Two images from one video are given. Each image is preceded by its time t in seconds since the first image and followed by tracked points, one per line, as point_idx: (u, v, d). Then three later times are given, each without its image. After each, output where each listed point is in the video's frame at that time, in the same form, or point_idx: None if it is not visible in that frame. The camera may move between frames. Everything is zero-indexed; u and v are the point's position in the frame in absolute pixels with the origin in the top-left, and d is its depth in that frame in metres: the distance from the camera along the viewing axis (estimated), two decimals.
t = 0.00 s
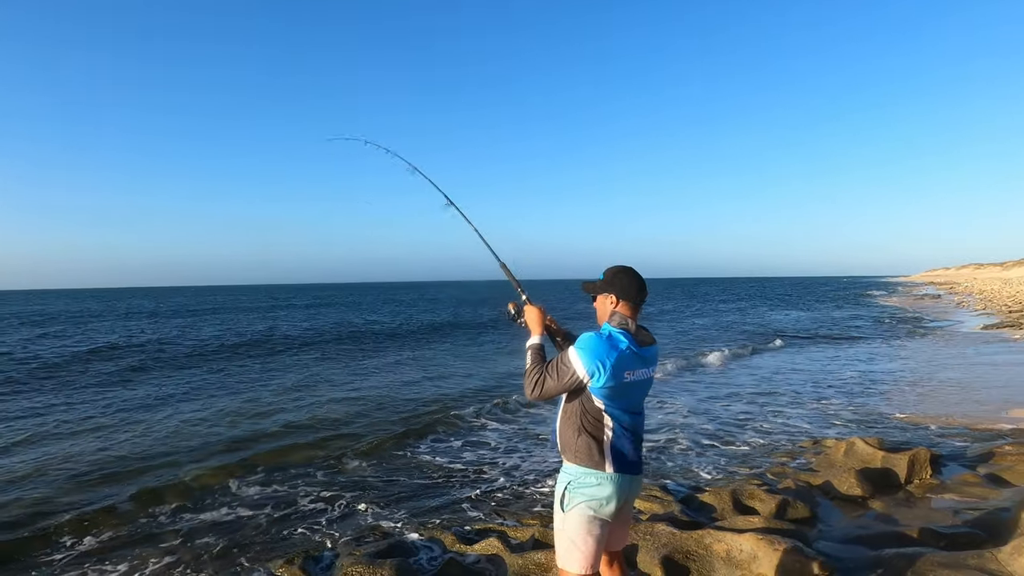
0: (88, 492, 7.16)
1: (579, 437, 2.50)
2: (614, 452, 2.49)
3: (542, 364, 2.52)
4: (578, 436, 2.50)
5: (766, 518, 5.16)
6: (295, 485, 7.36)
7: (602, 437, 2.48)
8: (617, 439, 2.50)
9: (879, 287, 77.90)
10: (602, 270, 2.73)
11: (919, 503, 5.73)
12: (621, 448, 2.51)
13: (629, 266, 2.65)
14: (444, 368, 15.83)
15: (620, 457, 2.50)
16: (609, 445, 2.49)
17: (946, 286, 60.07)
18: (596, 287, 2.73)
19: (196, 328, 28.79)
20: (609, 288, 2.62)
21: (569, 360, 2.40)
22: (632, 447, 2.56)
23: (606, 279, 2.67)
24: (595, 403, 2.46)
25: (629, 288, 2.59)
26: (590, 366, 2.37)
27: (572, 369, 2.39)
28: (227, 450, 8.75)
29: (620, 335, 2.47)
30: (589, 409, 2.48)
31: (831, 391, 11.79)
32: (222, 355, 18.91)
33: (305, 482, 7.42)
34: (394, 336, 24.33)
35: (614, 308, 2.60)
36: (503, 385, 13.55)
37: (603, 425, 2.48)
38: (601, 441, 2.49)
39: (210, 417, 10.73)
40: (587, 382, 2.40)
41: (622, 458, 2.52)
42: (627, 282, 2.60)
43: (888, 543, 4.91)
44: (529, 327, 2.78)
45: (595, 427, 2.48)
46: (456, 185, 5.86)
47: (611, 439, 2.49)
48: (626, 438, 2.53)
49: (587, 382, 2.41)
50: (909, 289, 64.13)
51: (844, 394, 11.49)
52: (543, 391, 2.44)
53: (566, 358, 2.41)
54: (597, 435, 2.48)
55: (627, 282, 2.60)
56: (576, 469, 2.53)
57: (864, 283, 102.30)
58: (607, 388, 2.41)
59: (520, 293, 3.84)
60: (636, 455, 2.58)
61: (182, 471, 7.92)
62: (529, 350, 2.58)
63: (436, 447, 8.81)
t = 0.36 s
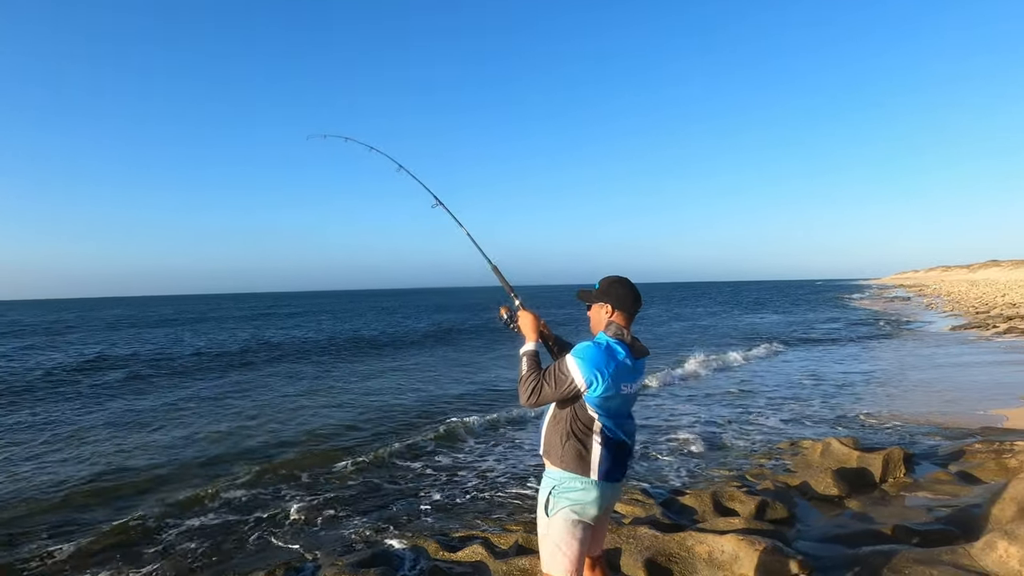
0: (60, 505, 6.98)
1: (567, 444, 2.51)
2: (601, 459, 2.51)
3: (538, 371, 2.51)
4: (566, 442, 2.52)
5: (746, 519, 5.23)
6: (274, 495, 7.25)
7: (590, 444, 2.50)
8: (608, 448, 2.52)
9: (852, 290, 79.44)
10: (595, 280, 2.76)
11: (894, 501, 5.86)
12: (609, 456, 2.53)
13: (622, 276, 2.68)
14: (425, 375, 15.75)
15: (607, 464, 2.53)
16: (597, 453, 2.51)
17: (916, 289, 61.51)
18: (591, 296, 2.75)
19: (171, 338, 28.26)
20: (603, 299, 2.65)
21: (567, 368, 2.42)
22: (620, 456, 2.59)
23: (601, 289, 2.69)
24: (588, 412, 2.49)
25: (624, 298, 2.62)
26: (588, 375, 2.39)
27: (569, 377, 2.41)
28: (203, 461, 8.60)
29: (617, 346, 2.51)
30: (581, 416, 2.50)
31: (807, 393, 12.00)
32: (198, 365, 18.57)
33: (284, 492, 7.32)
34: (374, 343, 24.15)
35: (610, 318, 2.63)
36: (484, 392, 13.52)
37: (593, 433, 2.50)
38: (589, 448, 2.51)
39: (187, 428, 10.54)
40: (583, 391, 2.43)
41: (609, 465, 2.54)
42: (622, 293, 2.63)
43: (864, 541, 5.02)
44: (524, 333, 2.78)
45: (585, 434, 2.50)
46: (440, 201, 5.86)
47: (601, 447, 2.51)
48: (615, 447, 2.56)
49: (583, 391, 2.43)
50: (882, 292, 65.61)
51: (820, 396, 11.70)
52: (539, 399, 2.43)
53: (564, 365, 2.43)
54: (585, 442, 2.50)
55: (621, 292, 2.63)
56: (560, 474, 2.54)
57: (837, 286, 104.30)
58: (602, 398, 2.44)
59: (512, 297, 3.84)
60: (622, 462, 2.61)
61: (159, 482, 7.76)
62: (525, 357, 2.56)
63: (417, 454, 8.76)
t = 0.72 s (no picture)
0: (47, 505, 6.90)
1: (556, 439, 2.52)
2: (590, 454, 2.52)
3: (525, 366, 2.50)
4: (555, 438, 2.52)
5: (735, 514, 5.27)
6: (263, 493, 7.21)
7: (579, 439, 2.51)
8: (596, 443, 2.53)
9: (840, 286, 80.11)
10: (582, 276, 2.76)
11: (880, 495, 5.92)
12: (597, 451, 2.54)
13: (608, 273, 2.69)
14: (415, 373, 15.70)
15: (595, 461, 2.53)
16: (586, 448, 2.52)
17: (903, 285, 62.23)
18: (578, 293, 2.75)
19: (160, 337, 28.03)
20: (589, 294, 2.66)
21: (553, 363, 2.43)
22: (608, 451, 2.60)
23: (587, 285, 2.69)
24: (576, 407, 2.49)
25: (610, 295, 2.63)
26: (574, 370, 2.40)
27: (556, 372, 2.42)
28: (192, 460, 8.53)
29: (604, 342, 2.51)
30: (568, 412, 2.50)
31: (795, 388, 12.08)
32: (186, 364, 18.41)
33: (273, 491, 7.28)
34: (364, 342, 24.07)
35: (596, 315, 2.64)
36: (475, 389, 13.51)
37: (582, 429, 2.50)
38: (578, 443, 2.51)
39: (175, 427, 10.46)
40: (570, 386, 2.43)
41: (598, 461, 2.55)
42: (608, 289, 2.64)
43: (852, 534, 5.06)
44: (512, 328, 2.78)
45: (573, 429, 2.51)
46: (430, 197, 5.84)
47: (589, 443, 2.52)
48: (604, 442, 2.57)
49: (570, 386, 2.43)
50: (870, 288, 66.23)
51: (808, 391, 11.78)
52: (526, 393, 2.43)
53: (550, 361, 2.43)
54: (573, 437, 2.51)
55: (607, 289, 2.64)
56: (549, 470, 2.54)
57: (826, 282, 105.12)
58: (589, 394, 2.44)
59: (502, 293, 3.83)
60: (611, 459, 2.62)
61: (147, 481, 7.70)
62: (512, 351, 2.55)
63: (408, 451, 8.74)
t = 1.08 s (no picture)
0: (57, 498, 6.97)
1: (563, 435, 2.50)
2: (596, 450, 2.51)
3: (529, 363, 2.49)
4: (561, 434, 2.51)
5: (741, 512, 5.24)
6: (271, 487, 7.26)
7: (585, 436, 2.50)
8: (602, 439, 2.52)
9: (850, 284, 79.49)
10: (586, 272, 2.75)
11: (889, 494, 5.88)
12: (603, 449, 2.53)
13: (612, 268, 2.67)
14: (422, 369, 15.74)
15: (602, 457, 2.52)
16: (592, 444, 2.51)
17: (915, 282, 61.59)
18: (581, 289, 2.74)
19: (169, 332, 28.23)
20: (592, 290, 2.64)
21: (557, 359, 2.42)
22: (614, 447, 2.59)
23: (591, 281, 2.68)
24: (581, 403, 2.48)
25: (613, 290, 2.62)
26: (578, 366, 2.39)
27: (560, 368, 2.41)
28: (201, 454, 8.59)
29: (608, 337, 2.50)
30: (574, 408, 2.49)
31: (804, 387, 12.00)
32: (195, 359, 18.55)
33: (280, 484, 7.32)
34: (372, 337, 24.14)
35: (600, 310, 2.63)
36: (481, 385, 13.52)
37: (587, 425, 2.50)
38: (584, 439, 2.50)
39: (183, 421, 10.54)
40: (575, 382, 2.42)
41: (604, 457, 2.54)
42: (612, 284, 2.62)
43: (859, 533, 5.03)
44: (516, 325, 2.77)
45: (579, 425, 2.50)
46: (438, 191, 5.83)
47: (595, 439, 2.51)
48: (609, 438, 2.56)
49: (574, 382, 2.42)
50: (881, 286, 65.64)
51: (817, 389, 11.70)
52: (530, 389, 2.42)
53: (555, 357, 2.42)
54: (579, 433, 2.50)
55: (610, 284, 2.62)
56: (555, 467, 2.53)
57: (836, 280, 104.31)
58: (594, 389, 2.43)
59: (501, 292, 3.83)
60: (616, 454, 2.61)
61: (156, 474, 7.77)
62: (516, 348, 2.55)
63: (414, 446, 8.75)
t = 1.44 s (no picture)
0: (76, 506, 7.05)
1: (579, 445, 2.49)
2: (612, 460, 2.50)
3: (544, 370, 2.49)
4: (576, 444, 2.50)
5: (757, 523, 5.18)
6: (284, 495, 7.29)
7: (600, 445, 2.49)
8: (617, 449, 2.51)
9: (866, 291, 78.58)
10: (601, 279, 2.75)
11: (908, 505, 5.78)
12: (619, 459, 2.52)
13: (628, 275, 2.67)
14: (434, 377, 15.76)
15: (617, 466, 2.51)
16: (607, 453, 2.50)
17: (932, 290, 60.76)
18: (596, 296, 2.74)
19: (185, 340, 28.53)
20: (608, 297, 2.64)
21: (572, 366, 2.41)
22: (630, 458, 2.58)
23: (606, 288, 2.68)
24: (596, 412, 2.47)
25: (629, 298, 2.61)
26: (594, 375, 2.38)
27: (575, 376, 2.40)
28: (216, 463, 8.66)
29: (624, 345, 2.49)
30: (589, 417, 2.48)
31: (820, 396, 11.85)
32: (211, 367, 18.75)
33: (294, 493, 7.35)
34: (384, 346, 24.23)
35: (615, 319, 2.62)
36: (493, 394, 13.51)
37: (602, 434, 2.49)
38: (599, 448, 2.49)
39: (199, 429, 10.66)
40: (590, 391, 2.41)
41: (619, 467, 2.53)
42: (627, 293, 2.62)
43: (877, 545, 4.95)
44: (532, 330, 2.77)
45: (594, 435, 2.49)
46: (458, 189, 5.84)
47: (611, 449, 2.50)
48: (624, 448, 2.55)
49: (589, 391, 2.42)
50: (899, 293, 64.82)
51: (833, 398, 11.55)
52: (545, 397, 2.42)
53: (569, 364, 2.42)
54: (595, 442, 2.49)
55: (626, 292, 2.62)
56: (570, 477, 2.52)
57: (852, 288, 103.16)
58: (609, 399, 2.43)
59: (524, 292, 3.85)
60: (631, 464, 2.59)
61: (172, 482, 7.86)
62: (531, 354, 2.55)
63: (427, 455, 8.76)
